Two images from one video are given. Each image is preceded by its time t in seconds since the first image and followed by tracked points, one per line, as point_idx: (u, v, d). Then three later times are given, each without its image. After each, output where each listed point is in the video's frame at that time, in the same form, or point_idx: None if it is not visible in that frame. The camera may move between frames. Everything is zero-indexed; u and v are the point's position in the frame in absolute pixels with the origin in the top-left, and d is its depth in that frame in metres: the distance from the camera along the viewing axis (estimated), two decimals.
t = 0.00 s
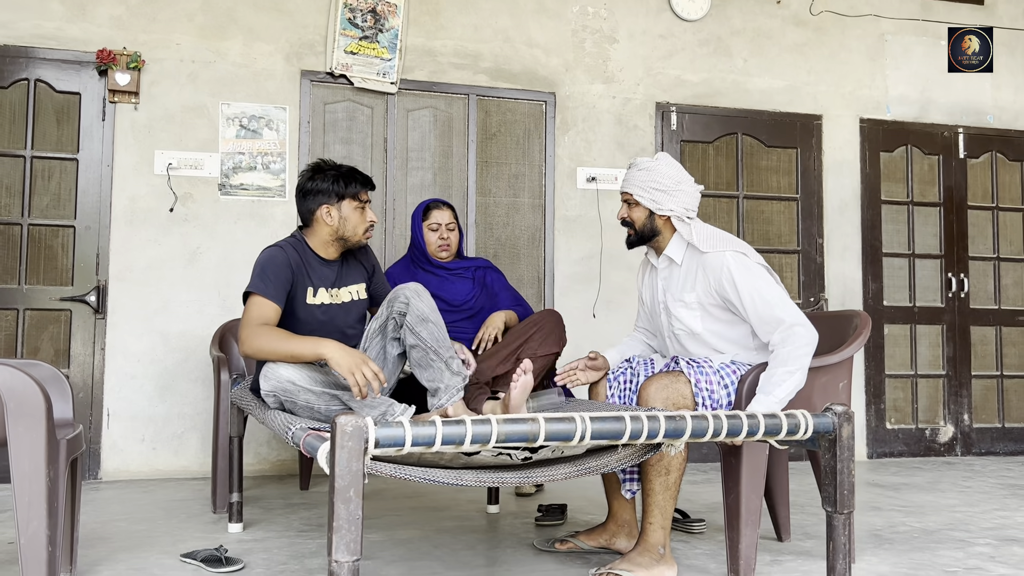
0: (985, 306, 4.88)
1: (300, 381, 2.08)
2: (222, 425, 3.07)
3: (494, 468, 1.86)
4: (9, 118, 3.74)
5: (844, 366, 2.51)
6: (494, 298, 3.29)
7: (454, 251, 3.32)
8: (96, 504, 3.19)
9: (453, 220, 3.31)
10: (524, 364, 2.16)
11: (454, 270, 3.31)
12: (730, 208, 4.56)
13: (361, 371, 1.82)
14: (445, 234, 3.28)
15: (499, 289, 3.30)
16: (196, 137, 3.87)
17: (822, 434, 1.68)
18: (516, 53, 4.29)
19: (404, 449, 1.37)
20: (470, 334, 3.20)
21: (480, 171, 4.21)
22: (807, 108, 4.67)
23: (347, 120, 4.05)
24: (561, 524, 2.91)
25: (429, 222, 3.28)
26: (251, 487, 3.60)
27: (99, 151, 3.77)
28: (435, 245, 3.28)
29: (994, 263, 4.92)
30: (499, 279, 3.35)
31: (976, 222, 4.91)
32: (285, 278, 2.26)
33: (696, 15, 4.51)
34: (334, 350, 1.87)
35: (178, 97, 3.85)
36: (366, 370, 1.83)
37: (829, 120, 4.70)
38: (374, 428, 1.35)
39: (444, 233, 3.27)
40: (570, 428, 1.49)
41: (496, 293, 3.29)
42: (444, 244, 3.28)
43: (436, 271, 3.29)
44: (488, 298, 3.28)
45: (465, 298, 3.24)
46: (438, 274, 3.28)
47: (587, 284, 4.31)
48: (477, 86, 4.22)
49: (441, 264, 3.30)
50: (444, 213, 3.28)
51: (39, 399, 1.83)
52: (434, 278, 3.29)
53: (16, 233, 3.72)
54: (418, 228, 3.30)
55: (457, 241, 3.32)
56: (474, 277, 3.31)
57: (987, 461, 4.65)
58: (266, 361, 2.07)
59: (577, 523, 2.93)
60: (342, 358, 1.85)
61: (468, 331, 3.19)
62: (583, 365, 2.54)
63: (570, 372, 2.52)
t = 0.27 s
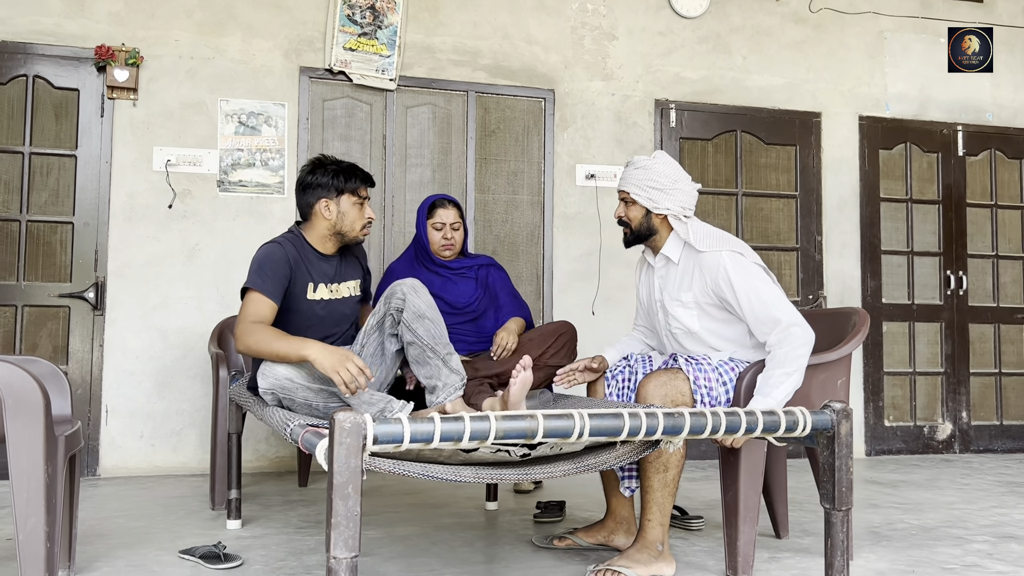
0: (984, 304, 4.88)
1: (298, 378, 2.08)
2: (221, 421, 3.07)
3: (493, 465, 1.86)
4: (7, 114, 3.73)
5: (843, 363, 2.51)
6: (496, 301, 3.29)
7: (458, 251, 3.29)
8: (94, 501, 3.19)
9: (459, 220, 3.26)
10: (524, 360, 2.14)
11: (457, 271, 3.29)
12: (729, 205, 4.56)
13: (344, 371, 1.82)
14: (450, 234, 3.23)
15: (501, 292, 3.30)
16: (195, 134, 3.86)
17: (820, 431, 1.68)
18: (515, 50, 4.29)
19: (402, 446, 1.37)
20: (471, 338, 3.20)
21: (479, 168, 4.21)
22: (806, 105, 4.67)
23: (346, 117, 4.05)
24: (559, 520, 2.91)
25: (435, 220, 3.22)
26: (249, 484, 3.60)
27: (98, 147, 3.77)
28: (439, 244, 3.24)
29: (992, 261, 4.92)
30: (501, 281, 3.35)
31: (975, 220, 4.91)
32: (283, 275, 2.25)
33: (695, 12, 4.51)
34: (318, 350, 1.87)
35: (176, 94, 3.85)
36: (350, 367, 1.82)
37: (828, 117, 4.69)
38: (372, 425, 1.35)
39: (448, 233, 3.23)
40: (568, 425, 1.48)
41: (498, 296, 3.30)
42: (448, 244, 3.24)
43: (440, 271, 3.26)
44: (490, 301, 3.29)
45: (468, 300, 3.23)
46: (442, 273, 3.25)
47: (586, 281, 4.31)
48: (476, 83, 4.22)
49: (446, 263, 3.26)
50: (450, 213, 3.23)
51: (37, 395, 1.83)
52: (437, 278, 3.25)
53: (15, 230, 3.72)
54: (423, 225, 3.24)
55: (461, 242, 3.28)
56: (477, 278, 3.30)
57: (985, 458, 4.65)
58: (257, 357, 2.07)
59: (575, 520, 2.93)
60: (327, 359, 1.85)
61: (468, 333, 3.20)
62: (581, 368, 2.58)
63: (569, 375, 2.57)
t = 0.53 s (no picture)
0: (982, 302, 4.89)
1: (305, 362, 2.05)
2: (220, 418, 3.07)
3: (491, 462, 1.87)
4: (5, 110, 3.72)
5: (841, 361, 2.51)
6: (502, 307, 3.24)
7: (467, 250, 3.27)
8: (92, 498, 3.19)
9: (471, 218, 3.22)
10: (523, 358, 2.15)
11: (465, 272, 3.26)
12: (728, 203, 4.56)
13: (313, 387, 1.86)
14: (461, 232, 3.20)
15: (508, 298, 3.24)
16: (193, 131, 3.86)
17: (818, 429, 1.69)
18: (514, 47, 4.28)
19: (401, 442, 1.37)
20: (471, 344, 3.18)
21: (478, 165, 4.21)
22: (805, 103, 4.67)
23: (345, 114, 4.04)
24: (557, 517, 2.92)
25: (447, 217, 3.20)
26: (248, 481, 3.60)
27: (96, 144, 3.76)
28: (449, 241, 3.22)
29: (991, 259, 4.92)
30: (511, 286, 3.29)
31: (974, 218, 4.92)
32: (286, 270, 2.29)
33: (694, 10, 4.51)
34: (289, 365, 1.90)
35: (175, 90, 3.84)
36: (320, 385, 1.87)
37: (827, 115, 4.69)
38: (371, 421, 1.35)
39: (459, 231, 3.20)
40: (567, 422, 1.49)
41: (504, 302, 3.24)
42: (458, 242, 3.22)
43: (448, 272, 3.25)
44: (496, 307, 3.24)
45: (472, 305, 3.20)
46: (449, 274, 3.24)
47: (585, 279, 4.31)
48: (475, 80, 4.21)
49: (454, 263, 3.25)
50: (462, 211, 3.20)
51: (35, 392, 1.83)
52: (443, 278, 3.25)
53: (13, 226, 3.71)
54: (435, 221, 3.24)
55: (472, 240, 3.24)
56: (484, 283, 3.26)
57: (983, 456, 4.66)
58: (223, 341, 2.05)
59: (574, 517, 2.94)
60: (297, 374, 1.89)
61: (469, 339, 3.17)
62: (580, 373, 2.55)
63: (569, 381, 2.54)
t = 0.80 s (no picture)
0: (979, 300, 4.90)
1: (312, 343, 2.06)
2: (217, 416, 3.06)
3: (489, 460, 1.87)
4: (2, 106, 3.72)
5: (838, 360, 2.51)
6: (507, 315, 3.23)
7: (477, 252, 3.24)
8: (89, 494, 3.19)
9: (482, 220, 3.17)
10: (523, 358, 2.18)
11: (472, 276, 3.25)
12: (726, 201, 4.56)
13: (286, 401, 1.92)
14: (471, 236, 3.17)
15: (514, 305, 3.22)
16: (191, 128, 3.85)
17: (815, 427, 1.69)
18: (512, 45, 4.28)
19: (399, 439, 1.37)
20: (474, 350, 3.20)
21: (476, 163, 4.20)
22: (803, 102, 4.67)
23: (343, 111, 4.04)
24: (555, 515, 2.92)
25: (458, 219, 3.15)
26: (245, 478, 3.60)
27: (94, 140, 3.76)
28: (459, 244, 3.19)
29: (988, 258, 4.93)
30: (518, 292, 3.27)
31: (971, 217, 4.92)
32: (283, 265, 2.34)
33: (692, 8, 4.50)
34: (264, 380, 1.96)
35: (173, 87, 3.84)
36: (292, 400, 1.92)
37: (825, 113, 4.69)
38: (368, 419, 1.35)
39: (468, 235, 3.16)
40: (564, 420, 1.49)
41: (509, 309, 3.22)
42: (468, 246, 3.19)
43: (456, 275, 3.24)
44: (502, 314, 3.23)
45: (477, 312, 3.19)
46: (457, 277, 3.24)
47: (583, 277, 4.31)
48: (474, 78, 4.21)
49: (462, 265, 3.24)
50: (473, 214, 3.14)
51: (32, 388, 1.83)
52: (450, 281, 3.24)
53: (10, 223, 3.70)
54: (445, 221, 3.19)
55: (482, 243, 3.21)
56: (492, 289, 3.25)
57: (980, 455, 4.67)
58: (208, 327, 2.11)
59: (571, 515, 2.94)
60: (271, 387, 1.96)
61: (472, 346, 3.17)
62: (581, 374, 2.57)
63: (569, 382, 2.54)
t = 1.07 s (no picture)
0: (976, 299, 4.90)
1: (312, 337, 2.06)
2: (215, 413, 3.06)
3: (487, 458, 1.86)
4: None
5: (836, 358, 2.51)
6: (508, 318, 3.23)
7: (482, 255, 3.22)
8: (86, 492, 3.18)
9: (490, 225, 3.15)
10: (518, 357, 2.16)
11: (475, 278, 3.25)
12: (724, 200, 4.56)
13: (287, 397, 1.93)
14: (477, 238, 3.15)
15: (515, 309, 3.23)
16: (189, 124, 3.85)
17: (813, 425, 1.69)
18: (511, 43, 4.27)
19: (396, 437, 1.37)
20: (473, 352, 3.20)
21: (474, 160, 4.20)
22: (801, 100, 4.67)
23: (341, 109, 4.04)
24: (552, 513, 2.92)
25: (466, 221, 3.13)
26: (242, 475, 3.60)
27: (91, 137, 3.75)
28: (465, 245, 3.17)
29: (985, 257, 4.94)
30: (520, 296, 3.27)
31: (969, 216, 4.93)
32: (299, 259, 2.35)
33: (691, 6, 4.50)
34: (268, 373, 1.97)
35: (170, 84, 3.83)
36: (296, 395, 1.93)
37: (823, 112, 4.70)
38: (366, 417, 1.35)
39: (474, 237, 3.14)
40: (562, 418, 1.49)
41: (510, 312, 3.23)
42: (474, 248, 3.17)
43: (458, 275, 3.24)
44: (503, 316, 3.23)
45: (479, 313, 3.20)
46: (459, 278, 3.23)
47: (581, 275, 4.31)
48: (472, 75, 4.21)
49: (465, 266, 3.24)
50: (481, 218, 3.12)
51: (29, 385, 1.83)
52: (453, 281, 3.24)
53: (7, 219, 3.70)
54: (452, 222, 3.17)
55: (487, 245, 3.20)
56: (494, 290, 3.26)
57: (977, 453, 4.68)
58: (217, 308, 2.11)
59: (568, 512, 2.94)
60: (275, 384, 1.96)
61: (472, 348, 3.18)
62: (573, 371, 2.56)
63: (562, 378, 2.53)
